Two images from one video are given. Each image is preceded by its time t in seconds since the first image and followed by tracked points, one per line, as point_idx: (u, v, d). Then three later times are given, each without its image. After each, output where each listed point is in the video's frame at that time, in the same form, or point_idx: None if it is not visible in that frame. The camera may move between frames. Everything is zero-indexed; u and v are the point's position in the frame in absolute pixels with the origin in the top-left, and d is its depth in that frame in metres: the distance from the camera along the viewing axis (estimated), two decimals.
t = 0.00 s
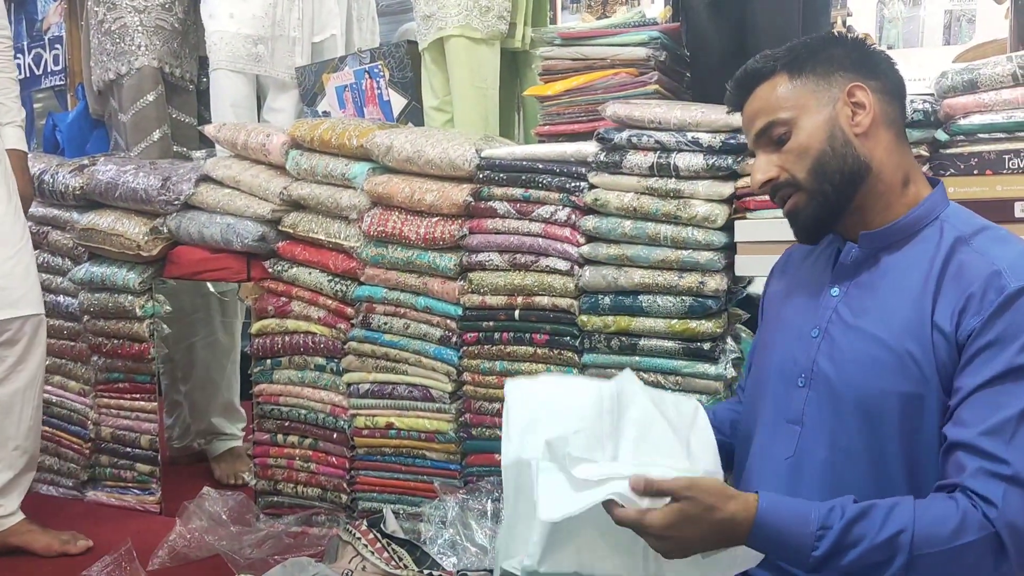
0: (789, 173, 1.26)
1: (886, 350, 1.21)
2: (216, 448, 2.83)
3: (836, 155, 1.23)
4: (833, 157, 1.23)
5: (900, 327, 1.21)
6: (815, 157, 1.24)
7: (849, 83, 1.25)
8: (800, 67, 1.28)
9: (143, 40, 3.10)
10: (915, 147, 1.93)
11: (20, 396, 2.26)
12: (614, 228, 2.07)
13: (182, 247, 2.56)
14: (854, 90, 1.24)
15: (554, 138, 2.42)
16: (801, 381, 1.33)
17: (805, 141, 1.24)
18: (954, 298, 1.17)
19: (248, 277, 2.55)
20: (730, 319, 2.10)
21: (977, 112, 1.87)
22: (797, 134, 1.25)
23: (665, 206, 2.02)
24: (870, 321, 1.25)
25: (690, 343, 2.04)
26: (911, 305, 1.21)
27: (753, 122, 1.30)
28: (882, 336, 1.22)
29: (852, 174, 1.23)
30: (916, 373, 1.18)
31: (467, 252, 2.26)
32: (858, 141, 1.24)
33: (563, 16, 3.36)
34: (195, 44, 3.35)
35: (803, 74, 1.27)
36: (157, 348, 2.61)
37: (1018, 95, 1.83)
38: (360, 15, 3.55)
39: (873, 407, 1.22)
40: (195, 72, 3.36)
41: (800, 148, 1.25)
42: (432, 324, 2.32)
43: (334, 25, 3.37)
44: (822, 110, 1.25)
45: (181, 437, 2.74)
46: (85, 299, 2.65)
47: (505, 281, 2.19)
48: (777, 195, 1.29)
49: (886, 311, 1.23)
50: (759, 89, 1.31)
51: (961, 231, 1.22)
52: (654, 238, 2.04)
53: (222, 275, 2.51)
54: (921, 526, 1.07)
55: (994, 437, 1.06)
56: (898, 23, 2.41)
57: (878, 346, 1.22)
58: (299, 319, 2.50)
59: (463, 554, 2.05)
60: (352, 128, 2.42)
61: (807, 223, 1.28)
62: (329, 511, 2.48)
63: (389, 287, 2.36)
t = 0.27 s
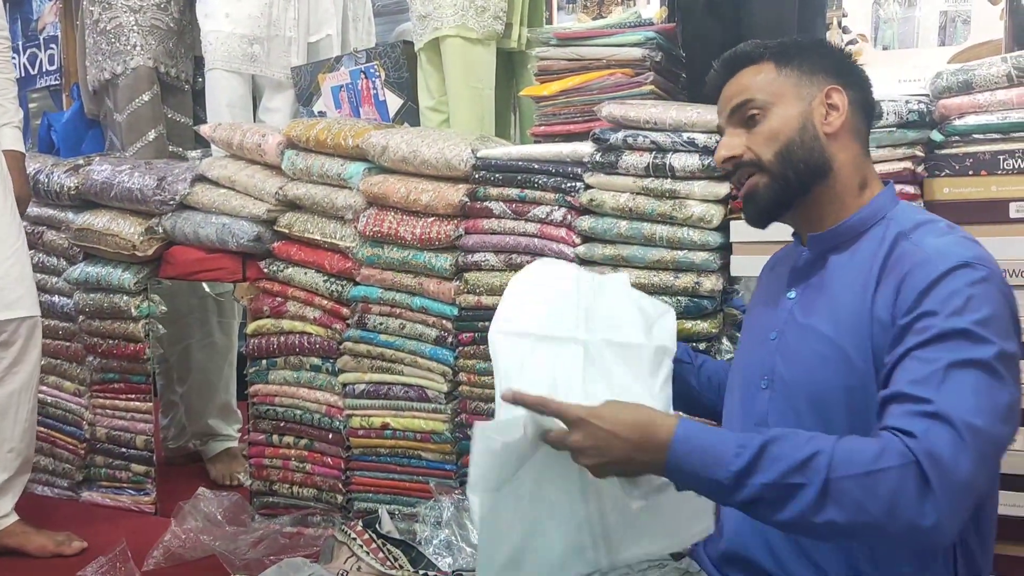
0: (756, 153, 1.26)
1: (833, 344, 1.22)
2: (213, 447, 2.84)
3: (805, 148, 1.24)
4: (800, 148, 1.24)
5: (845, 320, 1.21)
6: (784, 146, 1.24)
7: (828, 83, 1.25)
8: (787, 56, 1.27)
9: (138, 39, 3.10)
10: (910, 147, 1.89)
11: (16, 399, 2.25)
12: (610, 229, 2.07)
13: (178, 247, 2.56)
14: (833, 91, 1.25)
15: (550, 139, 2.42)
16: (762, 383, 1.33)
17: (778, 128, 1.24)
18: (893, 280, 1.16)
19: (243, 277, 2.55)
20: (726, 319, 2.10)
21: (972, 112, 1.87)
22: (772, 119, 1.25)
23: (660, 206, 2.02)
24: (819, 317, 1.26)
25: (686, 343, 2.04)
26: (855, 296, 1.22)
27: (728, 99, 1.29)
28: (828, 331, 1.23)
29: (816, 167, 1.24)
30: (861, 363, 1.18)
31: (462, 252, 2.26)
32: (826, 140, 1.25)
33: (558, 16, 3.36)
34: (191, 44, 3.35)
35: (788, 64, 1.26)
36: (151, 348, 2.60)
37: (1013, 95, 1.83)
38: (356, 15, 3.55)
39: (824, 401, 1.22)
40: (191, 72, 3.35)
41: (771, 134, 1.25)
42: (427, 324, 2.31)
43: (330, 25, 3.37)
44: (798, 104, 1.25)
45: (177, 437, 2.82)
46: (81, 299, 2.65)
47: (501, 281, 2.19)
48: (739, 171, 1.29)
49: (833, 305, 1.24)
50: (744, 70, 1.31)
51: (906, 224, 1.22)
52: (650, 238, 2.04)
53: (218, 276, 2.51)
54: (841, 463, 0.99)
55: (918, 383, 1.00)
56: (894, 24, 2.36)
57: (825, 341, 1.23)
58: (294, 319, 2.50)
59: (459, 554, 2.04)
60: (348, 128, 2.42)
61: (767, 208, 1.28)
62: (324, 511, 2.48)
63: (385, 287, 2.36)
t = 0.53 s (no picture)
0: (659, 161, 1.28)
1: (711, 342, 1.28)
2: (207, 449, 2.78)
3: (706, 161, 1.26)
4: (702, 160, 1.26)
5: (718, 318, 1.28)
6: (687, 155, 1.26)
7: (731, 105, 1.29)
8: (697, 73, 1.30)
9: (132, 39, 3.10)
10: (903, 147, 1.87)
11: (9, 400, 2.25)
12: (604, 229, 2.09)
13: (172, 248, 2.56)
14: (734, 112, 1.28)
15: (543, 140, 2.42)
16: (673, 392, 1.40)
17: (683, 138, 1.27)
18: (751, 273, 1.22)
19: (238, 278, 2.55)
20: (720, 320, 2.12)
21: (966, 113, 1.84)
22: (677, 129, 1.27)
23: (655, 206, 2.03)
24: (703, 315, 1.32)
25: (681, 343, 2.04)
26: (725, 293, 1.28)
27: (637, 109, 1.31)
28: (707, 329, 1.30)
29: (711, 179, 1.27)
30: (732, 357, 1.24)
31: (457, 252, 2.25)
32: (725, 155, 1.28)
33: (553, 17, 3.36)
34: (185, 44, 3.34)
35: (697, 78, 1.29)
36: (145, 348, 2.60)
37: (1006, 97, 1.81)
38: (350, 15, 3.54)
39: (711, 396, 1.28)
40: (185, 72, 3.35)
41: (675, 144, 1.27)
42: (422, 325, 2.30)
43: (324, 25, 3.36)
44: (704, 119, 1.27)
45: (170, 437, 2.70)
46: (74, 299, 2.65)
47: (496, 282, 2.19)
48: (639, 181, 1.31)
49: (712, 303, 1.31)
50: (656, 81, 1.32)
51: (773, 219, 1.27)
52: (645, 239, 2.04)
53: (212, 276, 2.51)
54: (654, 425, 1.09)
55: (738, 360, 1.08)
56: (886, 25, 2.40)
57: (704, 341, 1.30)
58: (288, 319, 2.50)
59: (452, 554, 2.04)
60: (343, 128, 2.42)
61: (661, 210, 1.30)
62: (318, 512, 2.48)
63: (379, 287, 2.36)
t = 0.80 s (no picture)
0: (540, 183, 1.24)
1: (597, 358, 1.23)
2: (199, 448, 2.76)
3: (584, 181, 1.24)
4: (580, 180, 1.24)
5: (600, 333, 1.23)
6: (565, 178, 1.23)
7: (606, 118, 1.26)
8: (572, 91, 1.27)
9: (125, 39, 3.09)
10: (894, 148, 1.90)
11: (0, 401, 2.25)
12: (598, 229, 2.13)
13: (165, 247, 2.56)
14: (610, 126, 1.25)
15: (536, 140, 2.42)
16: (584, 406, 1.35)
17: (560, 160, 1.24)
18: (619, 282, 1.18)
19: (231, 277, 2.55)
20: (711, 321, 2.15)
21: (956, 114, 1.84)
22: (554, 150, 1.24)
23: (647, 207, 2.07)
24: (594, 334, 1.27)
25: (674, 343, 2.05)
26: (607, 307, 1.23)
27: (517, 131, 1.27)
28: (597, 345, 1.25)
29: (589, 199, 1.24)
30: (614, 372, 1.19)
31: (452, 252, 2.27)
32: (603, 172, 1.25)
33: (547, 17, 3.37)
34: (178, 43, 3.34)
35: (573, 97, 1.27)
36: (138, 348, 2.61)
37: (996, 98, 1.81)
38: (343, 14, 3.54)
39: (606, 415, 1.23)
40: (178, 72, 3.34)
41: (555, 166, 1.24)
42: (415, 325, 2.30)
43: (317, 25, 3.36)
44: (580, 138, 1.24)
45: (162, 437, 2.71)
46: (66, 299, 2.65)
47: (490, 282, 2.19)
48: (521, 202, 1.27)
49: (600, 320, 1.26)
50: (534, 101, 1.29)
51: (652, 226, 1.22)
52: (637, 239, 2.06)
53: (206, 275, 2.52)
54: (472, 435, 1.02)
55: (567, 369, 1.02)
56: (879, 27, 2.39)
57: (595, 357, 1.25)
58: (282, 319, 2.50)
59: (445, 554, 2.04)
60: (336, 127, 2.42)
61: (548, 235, 1.26)
62: (311, 511, 2.48)
63: (373, 287, 2.36)
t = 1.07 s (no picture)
0: (418, 235, 1.28)
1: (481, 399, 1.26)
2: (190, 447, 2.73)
3: (464, 236, 1.28)
4: (460, 233, 1.28)
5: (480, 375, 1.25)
6: (445, 232, 1.28)
7: (496, 169, 1.30)
8: (463, 138, 1.30)
9: (118, 37, 3.09)
10: (885, 149, 1.90)
11: None
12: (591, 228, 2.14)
13: (157, 246, 2.56)
14: (498, 179, 1.30)
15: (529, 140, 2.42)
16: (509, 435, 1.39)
17: (441, 213, 1.28)
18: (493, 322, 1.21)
19: (223, 276, 2.55)
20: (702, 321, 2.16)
21: (947, 116, 1.85)
22: (436, 203, 1.28)
23: (640, 207, 2.08)
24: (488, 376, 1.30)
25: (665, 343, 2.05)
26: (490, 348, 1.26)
27: (404, 174, 1.32)
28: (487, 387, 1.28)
29: (470, 256, 1.30)
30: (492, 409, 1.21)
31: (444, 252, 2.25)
32: (488, 228, 1.30)
33: (540, 18, 3.37)
34: (171, 42, 3.34)
35: (460, 142, 1.30)
36: (130, 347, 2.60)
37: (987, 100, 1.82)
38: (337, 14, 3.54)
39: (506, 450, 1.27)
40: (171, 71, 3.34)
41: (436, 219, 1.28)
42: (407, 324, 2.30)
43: (310, 24, 3.35)
44: (463, 191, 1.28)
45: (155, 435, 2.68)
46: (58, 297, 2.64)
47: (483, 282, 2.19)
48: (405, 251, 1.32)
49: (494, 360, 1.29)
50: (420, 142, 1.33)
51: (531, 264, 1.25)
52: (629, 239, 2.11)
53: (199, 274, 2.51)
54: (237, 451, 1.00)
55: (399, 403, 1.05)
56: (871, 28, 2.41)
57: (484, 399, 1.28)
58: (274, 318, 2.50)
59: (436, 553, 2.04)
60: (329, 127, 2.42)
61: (428, 288, 1.31)
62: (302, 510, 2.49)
63: (365, 286, 2.35)
